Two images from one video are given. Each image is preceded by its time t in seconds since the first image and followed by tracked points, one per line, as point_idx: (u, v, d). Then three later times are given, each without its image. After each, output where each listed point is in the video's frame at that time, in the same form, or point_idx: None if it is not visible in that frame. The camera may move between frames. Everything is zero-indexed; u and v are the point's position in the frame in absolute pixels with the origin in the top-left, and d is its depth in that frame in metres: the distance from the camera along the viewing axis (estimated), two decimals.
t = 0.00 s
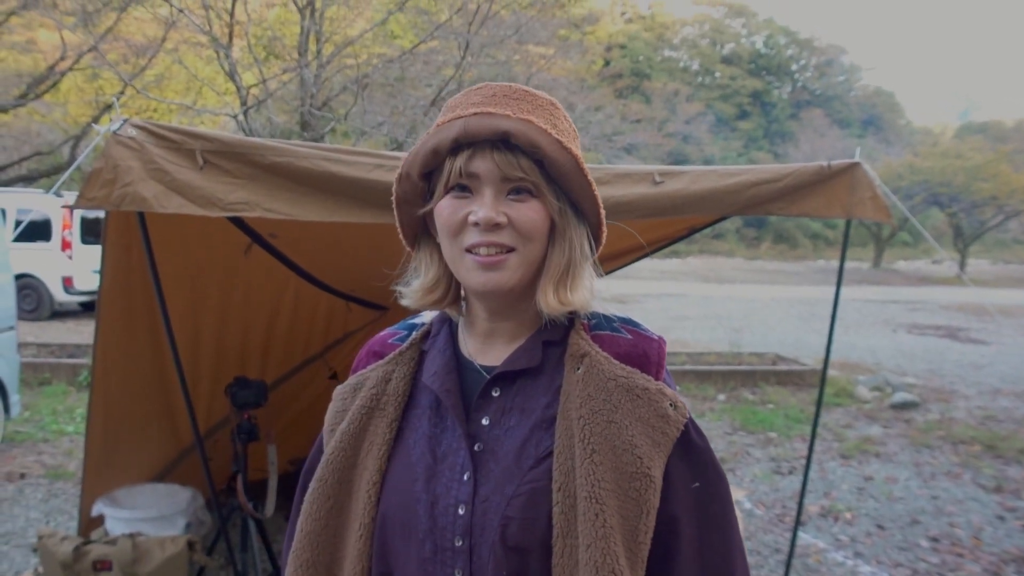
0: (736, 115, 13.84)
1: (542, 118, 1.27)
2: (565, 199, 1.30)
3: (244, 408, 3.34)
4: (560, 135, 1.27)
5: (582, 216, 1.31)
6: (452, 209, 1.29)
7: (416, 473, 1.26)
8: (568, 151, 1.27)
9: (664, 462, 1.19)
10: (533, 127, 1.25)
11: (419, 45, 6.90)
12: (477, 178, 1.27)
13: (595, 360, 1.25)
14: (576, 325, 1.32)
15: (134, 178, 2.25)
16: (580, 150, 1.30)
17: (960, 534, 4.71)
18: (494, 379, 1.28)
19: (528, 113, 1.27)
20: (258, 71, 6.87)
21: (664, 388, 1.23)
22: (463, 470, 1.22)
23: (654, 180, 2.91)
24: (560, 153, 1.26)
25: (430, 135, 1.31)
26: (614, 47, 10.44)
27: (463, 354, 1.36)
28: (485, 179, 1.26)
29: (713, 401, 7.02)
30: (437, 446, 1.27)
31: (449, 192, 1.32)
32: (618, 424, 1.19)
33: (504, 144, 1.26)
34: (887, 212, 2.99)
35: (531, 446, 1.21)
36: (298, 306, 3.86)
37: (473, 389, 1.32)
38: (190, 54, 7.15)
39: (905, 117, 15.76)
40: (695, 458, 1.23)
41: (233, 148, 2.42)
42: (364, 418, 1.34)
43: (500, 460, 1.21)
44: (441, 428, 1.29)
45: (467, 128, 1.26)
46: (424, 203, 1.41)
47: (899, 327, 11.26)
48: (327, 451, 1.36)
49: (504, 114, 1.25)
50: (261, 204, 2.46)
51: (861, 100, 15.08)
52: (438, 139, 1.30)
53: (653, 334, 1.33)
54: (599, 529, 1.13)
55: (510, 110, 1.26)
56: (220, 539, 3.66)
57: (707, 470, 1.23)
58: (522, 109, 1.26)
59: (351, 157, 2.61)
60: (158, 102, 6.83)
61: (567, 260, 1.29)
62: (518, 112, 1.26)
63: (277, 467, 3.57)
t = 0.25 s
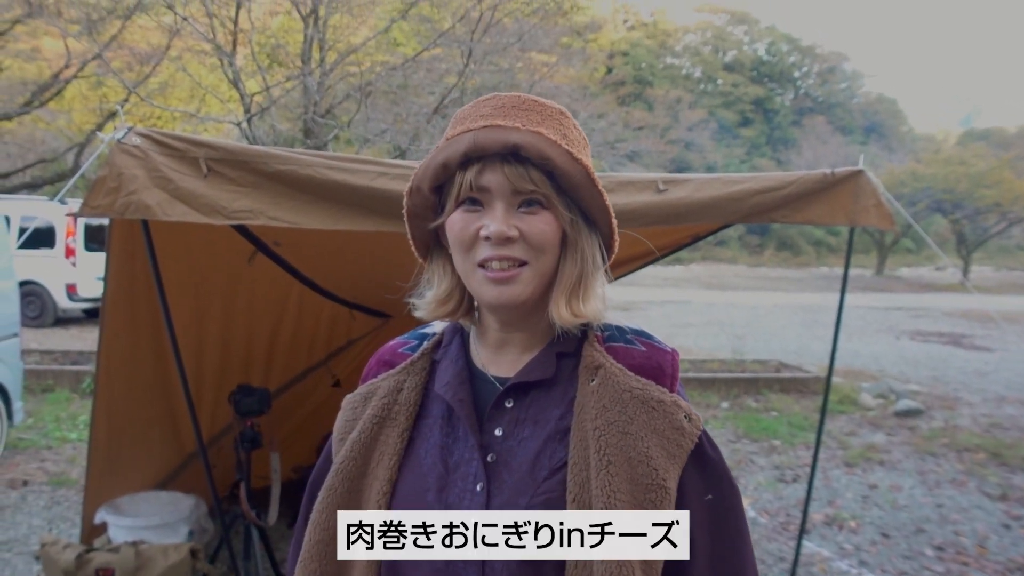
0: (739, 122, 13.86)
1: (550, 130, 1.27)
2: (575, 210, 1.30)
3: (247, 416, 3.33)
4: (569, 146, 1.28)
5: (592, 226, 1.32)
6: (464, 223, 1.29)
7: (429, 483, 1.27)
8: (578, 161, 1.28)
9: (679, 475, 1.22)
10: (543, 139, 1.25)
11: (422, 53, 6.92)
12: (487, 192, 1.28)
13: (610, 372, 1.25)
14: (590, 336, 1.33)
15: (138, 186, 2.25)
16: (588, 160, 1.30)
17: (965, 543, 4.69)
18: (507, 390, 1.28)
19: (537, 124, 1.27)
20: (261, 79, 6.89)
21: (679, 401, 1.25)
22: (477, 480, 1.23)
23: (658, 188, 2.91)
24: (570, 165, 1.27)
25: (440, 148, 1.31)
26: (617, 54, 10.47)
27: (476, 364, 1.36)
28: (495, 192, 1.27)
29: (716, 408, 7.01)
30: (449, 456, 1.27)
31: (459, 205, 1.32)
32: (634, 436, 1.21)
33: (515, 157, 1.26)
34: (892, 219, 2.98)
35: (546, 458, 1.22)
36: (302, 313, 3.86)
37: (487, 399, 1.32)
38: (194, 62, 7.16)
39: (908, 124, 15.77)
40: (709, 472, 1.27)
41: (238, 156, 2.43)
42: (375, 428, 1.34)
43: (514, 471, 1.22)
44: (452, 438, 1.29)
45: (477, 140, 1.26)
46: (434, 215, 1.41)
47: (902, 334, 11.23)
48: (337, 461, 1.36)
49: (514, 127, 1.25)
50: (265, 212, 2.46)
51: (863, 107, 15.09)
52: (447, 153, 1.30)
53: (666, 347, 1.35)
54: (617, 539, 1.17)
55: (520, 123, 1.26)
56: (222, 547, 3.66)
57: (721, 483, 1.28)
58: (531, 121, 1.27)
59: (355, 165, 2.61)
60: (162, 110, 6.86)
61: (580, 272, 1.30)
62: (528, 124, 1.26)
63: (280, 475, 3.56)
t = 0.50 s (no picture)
0: (741, 131, 13.87)
1: (546, 149, 1.25)
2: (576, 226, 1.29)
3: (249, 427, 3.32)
4: (566, 162, 1.26)
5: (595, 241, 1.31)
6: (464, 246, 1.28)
7: (438, 495, 1.26)
8: (575, 177, 1.26)
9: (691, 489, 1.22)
10: (539, 158, 1.24)
11: (424, 62, 6.94)
12: (486, 214, 1.27)
13: (625, 385, 1.25)
14: (602, 349, 1.32)
15: (139, 196, 2.25)
16: (586, 175, 1.28)
17: (969, 553, 4.66)
18: (518, 403, 1.27)
19: (532, 142, 1.25)
20: (264, 89, 6.91)
21: (693, 416, 1.25)
22: (487, 492, 1.22)
23: (660, 198, 2.90)
24: (568, 182, 1.25)
25: (437, 171, 1.31)
26: (619, 64, 10.50)
27: (485, 376, 1.35)
28: (494, 214, 1.26)
29: (719, 418, 6.99)
30: (459, 468, 1.27)
31: (460, 227, 1.31)
32: (649, 450, 1.21)
33: (511, 178, 1.25)
34: (894, 228, 2.98)
35: (558, 470, 1.22)
36: (303, 322, 3.85)
37: (497, 411, 1.31)
38: (197, 72, 7.19)
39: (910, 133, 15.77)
40: (720, 487, 1.27)
41: (240, 166, 2.43)
42: (383, 438, 1.33)
43: (526, 484, 1.22)
44: (462, 449, 1.28)
45: (472, 163, 1.25)
46: (438, 235, 1.40)
47: (905, 344, 11.20)
48: (344, 471, 1.35)
49: (509, 149, 1.24)
50: (266, 222, 2.46)
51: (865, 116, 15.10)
52: (444, 176, 1.29)
53: (677, 361, 1.35)
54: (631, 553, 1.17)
55: (515, 143, 1.24)
56: (223, 558, 3.64)
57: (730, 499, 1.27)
58: (526, 141, 1.25)
59: (356, 174, 2.61)
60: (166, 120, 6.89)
61: (584, 288, 1.29)
62: (523, 145, 1.24)
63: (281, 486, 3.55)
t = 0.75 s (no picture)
0: (742, 139, 13.89)
1: (561, 140, 1.29)
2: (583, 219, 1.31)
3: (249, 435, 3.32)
4: (579, 155, 1.29)
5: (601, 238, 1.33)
6: (469, 228, 1.29)
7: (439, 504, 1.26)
8: (586, 170, 1.29)
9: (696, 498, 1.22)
10: (553, 146, 1.27)
11: (425, 71, 6.95)
12: (495, 197, 1.29)
13: (630, 394, 1.25)
14: (604, 358, 1.32)
15: (139, 205, 2.25)
16: (598, 171, 1.32)
17: (972, 561, 4.64)
18: (520, 412, 1.27)
19: (546, 134, 1.29)
20: (266, 97, 6.93)
21: (698, 426, 1.25)
22: (488, 501, 1.22)
23: (660, 205, 2.90)
24: (578, 172, 1.28)
25: (451, 158, 1.34)
26: (619, 73, 10.52)
27: (485, 384, 1.35)
28: (503, 198, 1.27)
29: (720, 426, 6.98)
30: (460, 477, 1.26)
31: (468, 214, 1.33)
32: (656, 460, 1.21)
33: (523, 163, 1.28)
34: (895, 235, 2.98)
35: (561, 481, 1.22)
36: (303, 329, 3.85)
37: (498, 420, 1.31)
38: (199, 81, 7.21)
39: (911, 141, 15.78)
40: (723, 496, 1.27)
41: (241, 174, 2.43)
42: (381, 447, 1.33)
43: (528, 494, 1.21)
44: (463, 458, 1.28)
45: (486, 148, 1.28)
46: (445, 227, 1.42)
47: (906, 351, 11.19)
48: (342, 480, 1.34)
49: (524, 135, 1.27)
50: (266, 230, 2.46)
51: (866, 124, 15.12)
52: (458, 161, 1.32)
53: (679, 369, 1.35)
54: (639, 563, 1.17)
55: (531, 131, 1.28)
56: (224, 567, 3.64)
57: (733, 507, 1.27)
58: (543, 129, 1.29)
59: (356, 182, 2.61)
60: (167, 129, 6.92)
61: (586, 281, 1.29)
62: (539, 132, 1.28)
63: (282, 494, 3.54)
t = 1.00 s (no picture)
0: (740, 143, 13.91)
1: (566, 143, 1.30)
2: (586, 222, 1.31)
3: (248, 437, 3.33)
4: (583, 158, 1.30)
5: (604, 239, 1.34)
6: (473, 228, 1.30)
7: (438, 501, 1.27)
8: (590, 173, 1.30)
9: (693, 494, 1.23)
10: (558, 149, 1.28)
11: (424, 75, 6.96)
12: (499, 198, 1.29)
13: (628, 392, 1.26)
14: (603, 355, 1.33)
15: (138, 207, 2.26)
16: (602, 174, 1.33)
17: (970, 563, 4.65)
18: (519, 409, 1.28)
19: (550, 136, 1.30)
20: (264, 102, 6.93)
21: (696, 423, 1.26)
22: (488, 497, 1.22)
23: (658, 206, 2.92)
24: (583, 175, 1.28)
25: (454, 157, 1.34)
26: (618, 77, 10.53)
27: (484, 382, 1.36)
28: (506, 199, 1.28)
29: (719, 428, 6.98)
30: (458, 474, 1.27)
31: (471, 213, 1.33)
32: (654, 457, 1.21)
33: (528, 165, 1.28)
34: (893, 237, 2.99)
35: (558, 478, 1.22)
36: (302, 332, 3.86)
37: (497, 417, 1.31)
38: (197, 86, 7.21)
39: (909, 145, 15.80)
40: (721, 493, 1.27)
41: (240, 175, 2.44)
42: (380, 443, 1.33)
43: (527, 490, 1.22)
44: (462, 455, 1.29)
45: (490, 148, 1.29)
46: (447, 226, 1.42)
47: (904, 354, 11.20)
48: (341, 477, 1.35)
49: (529, 137, 1.28)
50: (265, 232, 2.47)
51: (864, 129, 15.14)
52: (461, 161, 1.32)
53: (676, 366, 1.35)
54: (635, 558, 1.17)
55: (536, 133, 1.28)
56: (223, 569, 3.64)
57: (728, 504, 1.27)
58: (547, 132, 1.29)
59: (355, 183, 2.62)
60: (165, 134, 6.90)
61: (588, 282, 1.30)
62: (544, 135, 1.29)
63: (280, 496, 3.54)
